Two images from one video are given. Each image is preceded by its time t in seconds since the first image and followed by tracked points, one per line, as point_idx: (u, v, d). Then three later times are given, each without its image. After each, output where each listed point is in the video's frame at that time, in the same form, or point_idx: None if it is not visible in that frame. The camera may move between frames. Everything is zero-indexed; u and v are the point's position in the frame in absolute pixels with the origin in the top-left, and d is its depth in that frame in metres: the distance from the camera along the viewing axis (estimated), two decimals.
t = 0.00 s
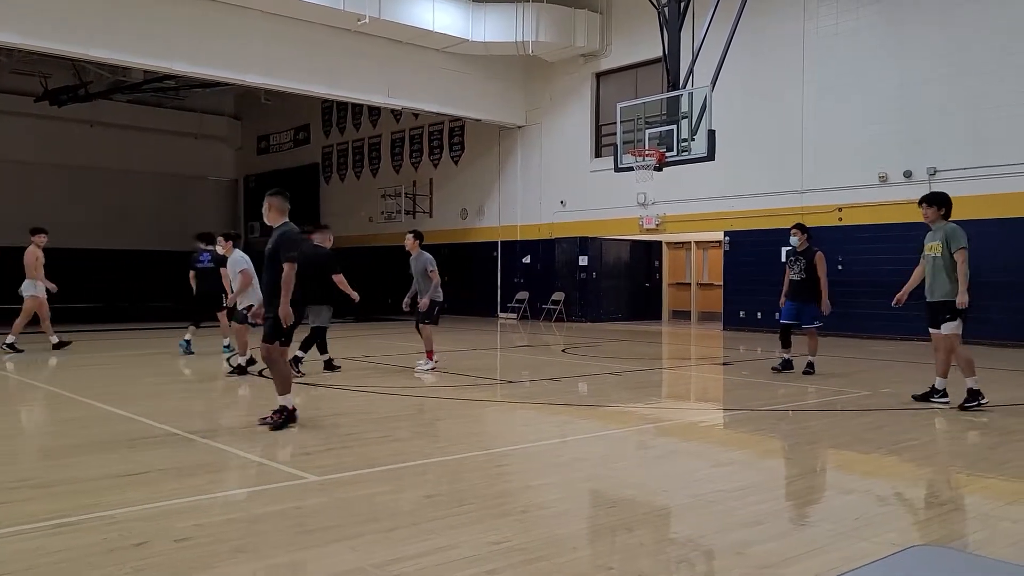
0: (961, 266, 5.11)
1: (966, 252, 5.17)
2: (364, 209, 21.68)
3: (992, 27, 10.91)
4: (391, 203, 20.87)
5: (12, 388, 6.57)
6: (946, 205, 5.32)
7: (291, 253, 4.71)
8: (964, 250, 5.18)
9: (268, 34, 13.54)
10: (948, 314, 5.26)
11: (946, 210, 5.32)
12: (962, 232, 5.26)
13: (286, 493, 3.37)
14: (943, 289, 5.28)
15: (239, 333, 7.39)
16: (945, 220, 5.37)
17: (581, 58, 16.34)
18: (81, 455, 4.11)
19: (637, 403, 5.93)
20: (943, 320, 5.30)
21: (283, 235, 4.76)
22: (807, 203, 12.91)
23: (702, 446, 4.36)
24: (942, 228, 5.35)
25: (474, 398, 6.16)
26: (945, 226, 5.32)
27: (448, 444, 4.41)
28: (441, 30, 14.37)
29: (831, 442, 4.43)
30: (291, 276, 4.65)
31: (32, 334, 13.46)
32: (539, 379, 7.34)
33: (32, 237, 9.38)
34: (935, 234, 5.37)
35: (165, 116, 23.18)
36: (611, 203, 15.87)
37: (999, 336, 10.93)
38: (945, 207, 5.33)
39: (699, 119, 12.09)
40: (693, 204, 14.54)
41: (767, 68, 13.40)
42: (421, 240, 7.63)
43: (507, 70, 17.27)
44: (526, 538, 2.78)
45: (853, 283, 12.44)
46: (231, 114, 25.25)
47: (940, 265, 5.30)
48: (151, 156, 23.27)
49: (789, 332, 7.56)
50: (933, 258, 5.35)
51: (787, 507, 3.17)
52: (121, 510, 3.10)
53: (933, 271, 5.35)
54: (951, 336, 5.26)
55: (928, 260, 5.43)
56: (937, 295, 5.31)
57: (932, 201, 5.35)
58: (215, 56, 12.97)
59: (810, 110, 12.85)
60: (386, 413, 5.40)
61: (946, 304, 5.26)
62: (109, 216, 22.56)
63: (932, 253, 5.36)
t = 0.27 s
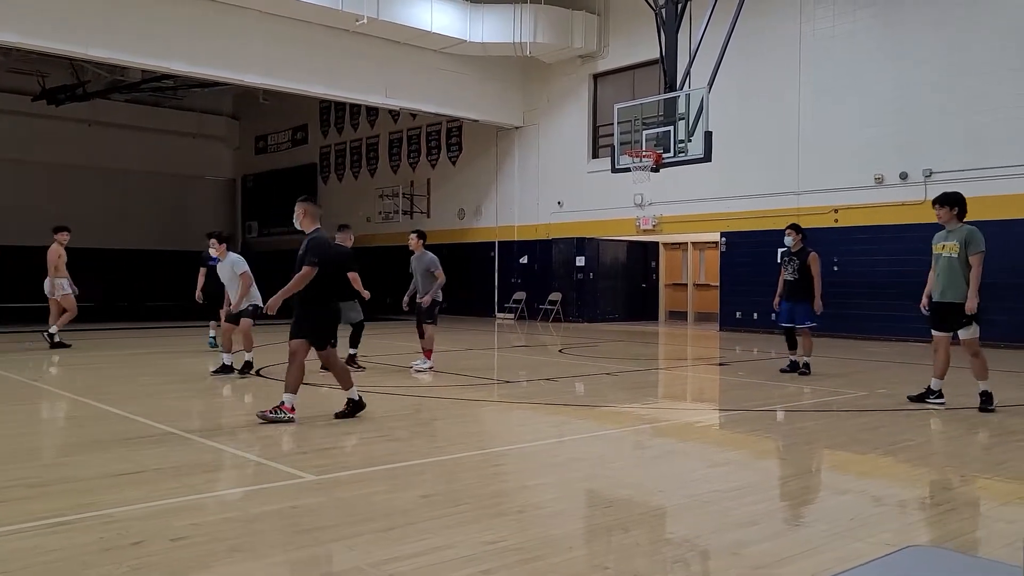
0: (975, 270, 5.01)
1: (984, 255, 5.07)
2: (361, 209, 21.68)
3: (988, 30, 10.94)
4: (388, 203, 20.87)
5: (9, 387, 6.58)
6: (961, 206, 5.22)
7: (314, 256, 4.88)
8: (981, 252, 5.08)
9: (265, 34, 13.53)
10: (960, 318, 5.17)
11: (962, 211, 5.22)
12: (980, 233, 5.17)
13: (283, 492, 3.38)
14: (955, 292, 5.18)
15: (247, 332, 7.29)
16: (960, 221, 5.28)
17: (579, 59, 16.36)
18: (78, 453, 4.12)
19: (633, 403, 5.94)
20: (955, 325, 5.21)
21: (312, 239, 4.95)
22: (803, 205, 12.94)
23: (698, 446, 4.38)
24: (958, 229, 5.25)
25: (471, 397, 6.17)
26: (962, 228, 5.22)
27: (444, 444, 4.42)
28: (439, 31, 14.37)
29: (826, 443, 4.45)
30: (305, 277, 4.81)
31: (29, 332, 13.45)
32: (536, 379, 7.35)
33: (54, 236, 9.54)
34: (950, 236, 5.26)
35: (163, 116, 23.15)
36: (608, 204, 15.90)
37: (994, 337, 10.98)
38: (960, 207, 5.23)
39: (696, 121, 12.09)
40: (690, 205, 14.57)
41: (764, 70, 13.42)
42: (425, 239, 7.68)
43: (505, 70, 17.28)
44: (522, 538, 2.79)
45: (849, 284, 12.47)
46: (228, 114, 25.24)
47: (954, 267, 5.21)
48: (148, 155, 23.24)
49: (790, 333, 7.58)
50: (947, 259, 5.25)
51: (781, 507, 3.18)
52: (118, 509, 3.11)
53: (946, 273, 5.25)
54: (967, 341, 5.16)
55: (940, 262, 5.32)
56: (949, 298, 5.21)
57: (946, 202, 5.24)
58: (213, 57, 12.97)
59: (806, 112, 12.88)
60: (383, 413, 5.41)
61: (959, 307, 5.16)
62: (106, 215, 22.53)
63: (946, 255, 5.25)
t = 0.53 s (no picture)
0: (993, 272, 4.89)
1: (1002, 257, 4.95)
2: (358, 209, 21.68)
3: (985, 32, 10.96)
4: (385, 203, 20.87)
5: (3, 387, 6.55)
6: (975, 207, 5.09)
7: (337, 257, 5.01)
8: (999, 255, 4.96)
9: (262, 34, 13.51)
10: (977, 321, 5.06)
11: (977, 212, 5.10)
12: (996, 234, 5.05)
13: (280, 492, 3.38)
14: (973, 295, 5.07)
15: (260, 332, 6.97)
16: (974, 222, 5.15)
17: (576, 60, 16.37)
18: (72, 454, 4.11)
19: (629, 403, 5.95)
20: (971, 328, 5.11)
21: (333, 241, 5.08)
22: (800, 206, 12.95)
23: (694, 446, 4.39)
24: (974, 231, 5.12)
25: (467, 397, 6.17)
26: (978, 230, 5.10)
27: (441, 443, 4.42)
28: (436, 31, 14.35)
29: (822, 443, 4.45)
30: (332, 279, 4.95)
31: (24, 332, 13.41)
32: (533, 379, 7.35)
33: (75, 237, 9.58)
34: (966, 238, 5.14)
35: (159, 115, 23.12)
36: (605, 204, 15.91)
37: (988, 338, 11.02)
38: (975, 209, 5.11)
39: (693, 121, 12.08)
40: (687, 206, 14.60)
41: (761, 71, 13.44)
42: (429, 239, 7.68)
43: (502, 71, 17.28)
44: (518, 538, 2.79)
45: (845, 284, 12.50)
46: (225, 113, 25.21)
47: (970, 270, 5.09)
48: (144, 154, 23.19)
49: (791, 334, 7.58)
50: (963, 262, 5.12)
51: (777, 507, 3.19)
52: (113, 509, 3.11)
53: (962, 275, 5.12)
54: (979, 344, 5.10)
55: (955, 263, 5.19)
56: (965, 301, 5.09)
57: (961, 203, 5.11)
58: (210, 57, 12.94)
59: (803, 112, 12.89)
60: (379, 413, 5.41)
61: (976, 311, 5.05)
62: (102, 214, 22.48)
63: (962, 257, 5.12)
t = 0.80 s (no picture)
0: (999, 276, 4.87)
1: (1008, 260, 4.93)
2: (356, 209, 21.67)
3: (981, 34, 10.98)
4: (383, 203, 20.86)
5: None
6: (980, 209, 5.05)
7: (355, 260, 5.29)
8: (1005, 257, 4.94)
9: (259, 34, 13.50)
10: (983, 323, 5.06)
11: (981, 213, 5.06)
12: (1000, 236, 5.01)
13: (277, 493, 3.38)
14: (978, 297, 5.05)
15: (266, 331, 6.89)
16: (978, 224, 5.11)
17: (573, 60, 16.38)
18: (68, 454, 4.10)
19: (626, 403, 5.96)
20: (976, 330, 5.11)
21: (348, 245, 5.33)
22: (797, 206, 12.97)
23: (692, 447, 4.39)
24: (979, 232, 5.08)
25: (464, 398, 6.17)
26: (983, 231, 5.06)
27: (439, 443, 4.42)
28: (434, 31, 14.34)
29: (819, 443, 4.46)
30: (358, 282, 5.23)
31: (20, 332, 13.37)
32: (530, 380, 7.35)
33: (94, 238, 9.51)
34: (971, 240, 5.10)
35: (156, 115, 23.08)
36: (602, 204, 15.93)
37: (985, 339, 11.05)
38: (979, 210, 5.07)
39: (691, 122, 12.09)
40: (684, 206, 14.62)
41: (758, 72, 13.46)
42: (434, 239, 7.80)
43: (499, 71, 17.28)
44: (515, 539, 2.78)
45: (842, 284, 12.52)
46: (222, 113, 25.18)
47: (976, 272, 5.06)
48: (141, 154, 23.15)
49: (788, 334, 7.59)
50: (969, 264, 5.08)
51: (774, 508, 3.19)
52: (110, 509, 3.10)
53: (968, 278, 5.09)
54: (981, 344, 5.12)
55: (959, 265, 5.16)
56: (970, 304, 5.08)
57: (966, 205, 5.06)
58: (206, 57, 12.93)
59: (799, 112, 12.91)
60: (377, 413, 5.40)
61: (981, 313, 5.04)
62: (98, 214, 22.43)
63: (968, 259, 5.09)
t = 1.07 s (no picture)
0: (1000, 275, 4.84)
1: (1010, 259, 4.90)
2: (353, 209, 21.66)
3: (977, 36, 11.01)
4: (381, 203, 20.86)
5: None
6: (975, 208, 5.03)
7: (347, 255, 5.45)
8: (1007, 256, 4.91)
9: (258, 34, 13.50)
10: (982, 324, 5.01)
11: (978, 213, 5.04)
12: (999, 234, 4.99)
13: (275, 493, 3.38)
14: (978, 296, 5.01)
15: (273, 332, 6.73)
16: (976, 223, 5.09)
17: (571, 60, 16.39)
18: (65, 455, 4.09)
19: (624, 404, 5.97)
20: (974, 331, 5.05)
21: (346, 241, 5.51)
22: (794, 207, 12.99)
23: (689, 447, 4.40)
24: (978, 232, 5.05)
25: (462, 398, 6.17)
26: (983, 231, 5.03)
27: (437, 444, 4.42)
28: (432, 31, 14.33)
29: (816, 444, 4.46)
30: (344, 276, 5.38)
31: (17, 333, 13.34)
32: (528, 380, 7.35)
33: (115, 240, 9.55)
34: (971, 239, 5.07)
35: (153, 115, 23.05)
36: (599, 205, 15.96)
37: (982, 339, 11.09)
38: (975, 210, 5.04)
39: (688, 122, 12.10)
40: (681, 207, 14.64)
41: (756, 73, 13.47)
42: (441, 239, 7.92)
43: (497, 71, 17.29)
44: (513, 539, 2.78)
45: (839, 284, 12.55)
46: (220, 113, 25.15)
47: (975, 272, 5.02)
48: (138, 154, 23.12)
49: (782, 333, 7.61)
50: (969, 264, 5.05)
51: (772, 508, 3.20)
52: (108, 510, 3.10)
53: (968, 278, 5.06)
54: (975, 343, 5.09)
55: (959, 266, 5.12)
56: (970, 304, 5.03)
57: (962, 205, 5.03)
58: (205, 58, 12.92)
59: (796, 113, 12.93)
60: (375, 414, 5.40)
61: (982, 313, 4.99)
62: (95, 214, 22.38)
63: (968, 259, 5.06)
